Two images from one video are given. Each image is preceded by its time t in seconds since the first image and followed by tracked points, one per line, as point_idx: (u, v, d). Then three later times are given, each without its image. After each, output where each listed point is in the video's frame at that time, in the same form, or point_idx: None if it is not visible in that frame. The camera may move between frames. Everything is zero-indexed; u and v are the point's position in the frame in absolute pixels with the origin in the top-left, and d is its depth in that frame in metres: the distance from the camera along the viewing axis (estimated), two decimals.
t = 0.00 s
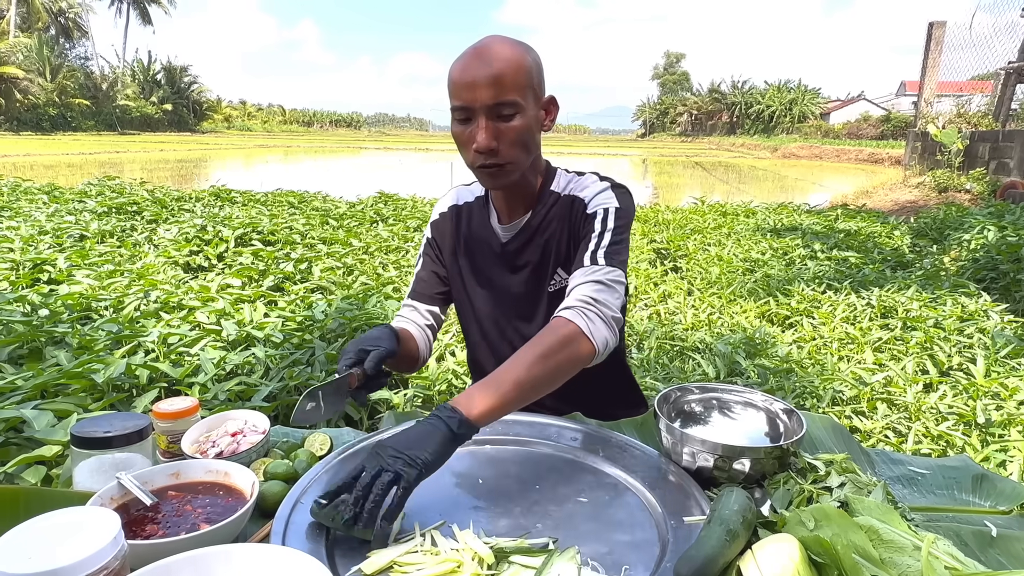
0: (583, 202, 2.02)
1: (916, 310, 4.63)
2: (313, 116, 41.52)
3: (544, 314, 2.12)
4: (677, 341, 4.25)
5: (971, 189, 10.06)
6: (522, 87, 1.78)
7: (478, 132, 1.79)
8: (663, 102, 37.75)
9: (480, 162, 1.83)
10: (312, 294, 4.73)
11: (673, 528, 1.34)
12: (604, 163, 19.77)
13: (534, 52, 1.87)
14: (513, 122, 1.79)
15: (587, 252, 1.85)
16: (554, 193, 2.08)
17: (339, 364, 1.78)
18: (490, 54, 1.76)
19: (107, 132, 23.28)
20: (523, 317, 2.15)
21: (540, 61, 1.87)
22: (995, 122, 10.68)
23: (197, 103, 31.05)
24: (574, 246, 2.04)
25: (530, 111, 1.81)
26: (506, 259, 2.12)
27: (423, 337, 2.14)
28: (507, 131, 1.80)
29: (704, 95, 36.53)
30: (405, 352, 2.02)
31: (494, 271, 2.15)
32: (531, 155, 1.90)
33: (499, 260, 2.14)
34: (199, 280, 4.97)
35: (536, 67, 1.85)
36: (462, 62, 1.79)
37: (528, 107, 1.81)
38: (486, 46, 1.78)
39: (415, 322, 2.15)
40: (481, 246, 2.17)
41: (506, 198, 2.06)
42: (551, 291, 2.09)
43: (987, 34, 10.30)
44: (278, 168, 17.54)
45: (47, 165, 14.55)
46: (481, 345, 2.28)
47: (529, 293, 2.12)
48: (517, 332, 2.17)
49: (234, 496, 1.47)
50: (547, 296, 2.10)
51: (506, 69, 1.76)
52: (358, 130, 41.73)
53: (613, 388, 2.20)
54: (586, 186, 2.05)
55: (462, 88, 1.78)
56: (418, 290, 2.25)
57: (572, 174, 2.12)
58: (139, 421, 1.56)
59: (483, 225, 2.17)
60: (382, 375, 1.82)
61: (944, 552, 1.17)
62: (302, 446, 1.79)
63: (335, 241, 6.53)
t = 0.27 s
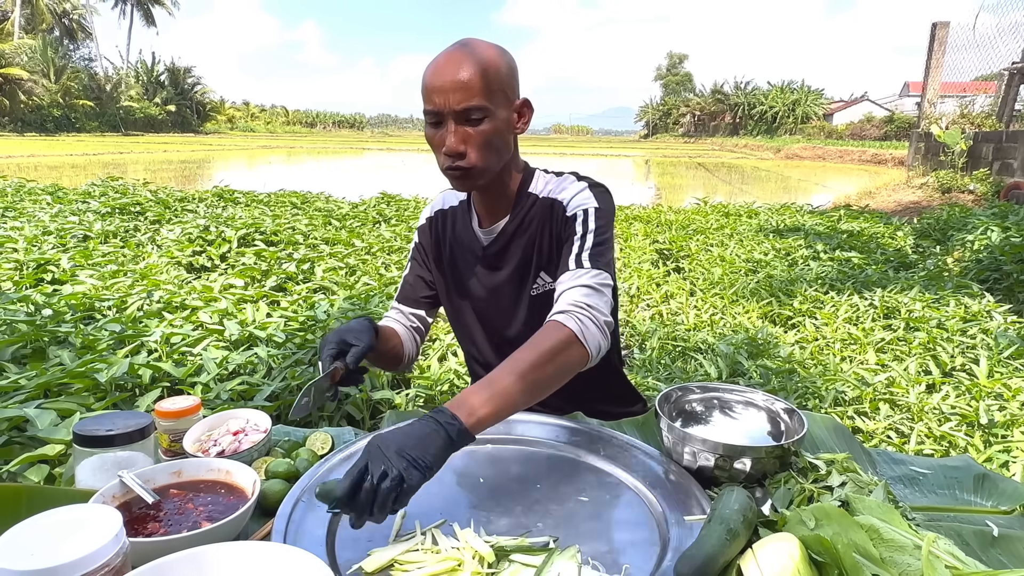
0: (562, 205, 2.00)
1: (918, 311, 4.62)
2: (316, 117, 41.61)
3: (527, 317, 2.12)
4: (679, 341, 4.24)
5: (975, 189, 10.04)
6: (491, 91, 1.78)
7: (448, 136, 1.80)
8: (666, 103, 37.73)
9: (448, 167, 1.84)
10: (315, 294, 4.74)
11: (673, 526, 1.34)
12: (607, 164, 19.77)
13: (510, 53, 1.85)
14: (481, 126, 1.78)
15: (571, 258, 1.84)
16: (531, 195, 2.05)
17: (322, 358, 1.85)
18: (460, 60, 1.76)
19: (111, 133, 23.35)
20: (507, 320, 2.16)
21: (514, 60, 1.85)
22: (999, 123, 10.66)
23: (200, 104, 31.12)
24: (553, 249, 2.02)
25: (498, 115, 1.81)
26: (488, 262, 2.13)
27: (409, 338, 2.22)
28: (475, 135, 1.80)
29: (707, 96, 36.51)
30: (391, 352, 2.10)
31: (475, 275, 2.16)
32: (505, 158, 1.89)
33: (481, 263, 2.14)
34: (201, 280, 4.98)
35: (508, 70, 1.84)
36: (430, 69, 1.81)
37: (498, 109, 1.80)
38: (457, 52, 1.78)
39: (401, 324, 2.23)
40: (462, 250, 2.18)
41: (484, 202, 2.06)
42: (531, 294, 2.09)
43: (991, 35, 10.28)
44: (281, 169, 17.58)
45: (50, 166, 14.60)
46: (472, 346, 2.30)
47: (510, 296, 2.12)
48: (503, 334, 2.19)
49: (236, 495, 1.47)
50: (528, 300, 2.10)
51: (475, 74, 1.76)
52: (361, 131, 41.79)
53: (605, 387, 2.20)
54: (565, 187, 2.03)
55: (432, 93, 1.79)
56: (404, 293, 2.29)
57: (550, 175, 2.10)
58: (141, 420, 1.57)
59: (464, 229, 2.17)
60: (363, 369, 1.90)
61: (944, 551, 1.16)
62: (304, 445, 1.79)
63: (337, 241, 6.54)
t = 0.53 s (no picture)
0: (565, 200, 2.01)
1: (920, 312, 4.60)
2: (318, 117, 41.67)
3: (528, 315, 2.13)
4: (679, 341, 4.24)
5: (977, 189, 10.02)
6: (486, 86, 1.78)
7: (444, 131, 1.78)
8: (667, 104, 37.72)
9: (446, 159, 1.81)
10: (315, 295, 4.74)
11: (671, 527, 1.34)
12: (609, 164, 19.76)
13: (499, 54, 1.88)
14: (479, 121, 1.77)
15: (589, 249, 1.86)
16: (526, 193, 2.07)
17: (341, 375, 1.83)
18: (455, 56, 1.76)
19: (114, 133, 23.41)
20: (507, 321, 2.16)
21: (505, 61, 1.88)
22: (1001, 123, 10.65)
23: (202, 105, 31.23)
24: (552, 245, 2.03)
25: (495, 111, 1.81)
26: (486, 263, 2.12)
27: (416, 349, 2.23)
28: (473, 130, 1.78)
29: (709, 97, 36.49)
30: (400, 363, 2.10)
31: (473, 277, 2.15)
32: (500, 154, 1.89)
33: (479, 265, 2.13)
34: (202, 280, 4.99)
35: (500, 68, 1.85)
36: (422, 69, 1.79)
37: (493, 106, 1.81)
38: (452, 49, 1.77)
39: (407, 335, 2.23)
40: (457, 252, 2.17)
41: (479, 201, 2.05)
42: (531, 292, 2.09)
43: (993, 35, 10.27)
44: (283, 169, 17.61)
45: (53, 166, 14.65)
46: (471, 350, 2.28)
47: (509, 295, 2.12)
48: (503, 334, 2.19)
49: (232, 495, 1.47)
50: (529, 298, 2.11)
51: (472, 69, 1.76)
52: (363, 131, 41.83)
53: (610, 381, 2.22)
54: (563, 184, 2.06)
55: (428, 90, 1.78)
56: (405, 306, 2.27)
57: (543, 174, 2.13)
58: (138, 419, 1.56)
59: (459, 232, 2.16)
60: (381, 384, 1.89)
61: (943, 553, 1.16)
62: (301, 445, 1.79)
63: (338, 241, 6.54)
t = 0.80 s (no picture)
0: (563, 207, 2.02)
1: (921, 312, 4.60)
2: (319, 117, 41.70)
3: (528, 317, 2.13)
4: (680, 342, 4.24)
5: (979, 190, 10.00)
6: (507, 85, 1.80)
7: (469, 127, 1.80)
8: (669, 104, 37.71)
9: (468, 156, 1.83)
10: (316, 295, 4.74)
11: (670, 530, 1.34)
12: (610, 165, 19.75)
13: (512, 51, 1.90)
14: (502, 119, 1.81)
15: (581, 258, 1.87)
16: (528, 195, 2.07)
17: (348, 377, 1.83)
18: (474, 53, 1.76)
19: (115, 133, 23.42)
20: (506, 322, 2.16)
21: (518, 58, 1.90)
22: (1002, 124, 10.64)
23: (203, 105, 31.27)
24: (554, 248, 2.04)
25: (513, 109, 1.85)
26: (485, 264, 2.12)
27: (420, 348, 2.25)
28: (496, 128, 1.82)
29: (710, 97, 36.47)
30: (405, 361, 2.12)
31: (475, 277, 2.15)
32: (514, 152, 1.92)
33: (478, 265, 2.13)
34: (203, 280, 4.99)
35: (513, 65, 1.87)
36: (440, 64, 1.79)
37: (512, 104, 1.84)
38: (469, 46, 1.78)
39: (411, 333, 2.25)
40: (458, 253, 2.17)
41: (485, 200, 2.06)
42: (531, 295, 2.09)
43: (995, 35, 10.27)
44: (284, 169, 17.63)
45: (54, 166, 14.67)
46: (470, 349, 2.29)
47: (508, 296, 2.12)
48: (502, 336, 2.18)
49: (231, 496, 1.47)
50: (528, 301, 2.10)
51: (490, 66, 1.77)
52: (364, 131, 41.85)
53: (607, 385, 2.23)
54: (563, 189, 2.06)
55: (446, 85, 1.77)
56: (408, 304, 2.29)
57: (547, 176, 2.13)
58: (138, 421, 1.56)
59: (460, 232, 2.16)
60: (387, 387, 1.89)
61: (942, 555, 1.15)
62: (300, 446, 1.79)
63: (339, 242, 6.54)
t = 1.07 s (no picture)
0: (585, 201, 2.09)
1: (921, 313, 4.60)
2: (319, 117, 41.71)
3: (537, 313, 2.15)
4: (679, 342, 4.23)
5: (978, 191, 10.00)
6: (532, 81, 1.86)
7: (496, 121, 1.84)
8: (668, 105, 37.71)
9: (496, 151, 1.88)
10: (315, 294, 4.73)
11: (668, 530, 1.33)
12: (609, 165, 19.76)
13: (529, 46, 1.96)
14: (527, 114, 1.88)
15: (623, 245, 1.96)
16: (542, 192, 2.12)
17: (339, 372, 1.83)
18: (501, 51, 1.82)
19: (115, 133, 23.40)
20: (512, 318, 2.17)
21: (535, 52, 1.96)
22: (1002, 124, 10.65)
23: (203, 104, 31.27)
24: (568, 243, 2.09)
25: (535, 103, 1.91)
26: (495, 258, 2.14)
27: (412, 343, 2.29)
28: (523, 123, 1.88)
29: (710, 97, 36.46)
30: (397, 356, 2.17)
31: (484, 272, 2.17)
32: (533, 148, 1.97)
33: (488, 260, 2.16)
34: (202, 280, 4.98)
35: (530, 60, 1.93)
36: (463, 60, 1.84)
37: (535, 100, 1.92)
38: (494, 43, 1.83)
39: (404, 328, 2.29)
40: (465, 248, 2.18)
41: (496, 195, 2.08)
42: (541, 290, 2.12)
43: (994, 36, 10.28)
44: (283, 169, 17.62)
45: (53, 166, 14.66)
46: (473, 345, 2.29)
47: (518, 291, 2.14)
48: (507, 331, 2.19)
49: (229, 495, 1.47)
50: (538, 295, 2.13)
51: (512, 61, 1.83)
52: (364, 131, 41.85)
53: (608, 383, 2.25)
54: (580, 185, 2.13)
55: (475, 79, 1.82)
56: (405, 299, 2.34)
57: (558, 174, 2.19)
58: (136, 420, 1.56)
59: (468, 227, 2.17)
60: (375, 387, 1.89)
61: (941, 554, 1.15)
62: (299, 445, 1.78)
63: (338, 241, 6.54)
